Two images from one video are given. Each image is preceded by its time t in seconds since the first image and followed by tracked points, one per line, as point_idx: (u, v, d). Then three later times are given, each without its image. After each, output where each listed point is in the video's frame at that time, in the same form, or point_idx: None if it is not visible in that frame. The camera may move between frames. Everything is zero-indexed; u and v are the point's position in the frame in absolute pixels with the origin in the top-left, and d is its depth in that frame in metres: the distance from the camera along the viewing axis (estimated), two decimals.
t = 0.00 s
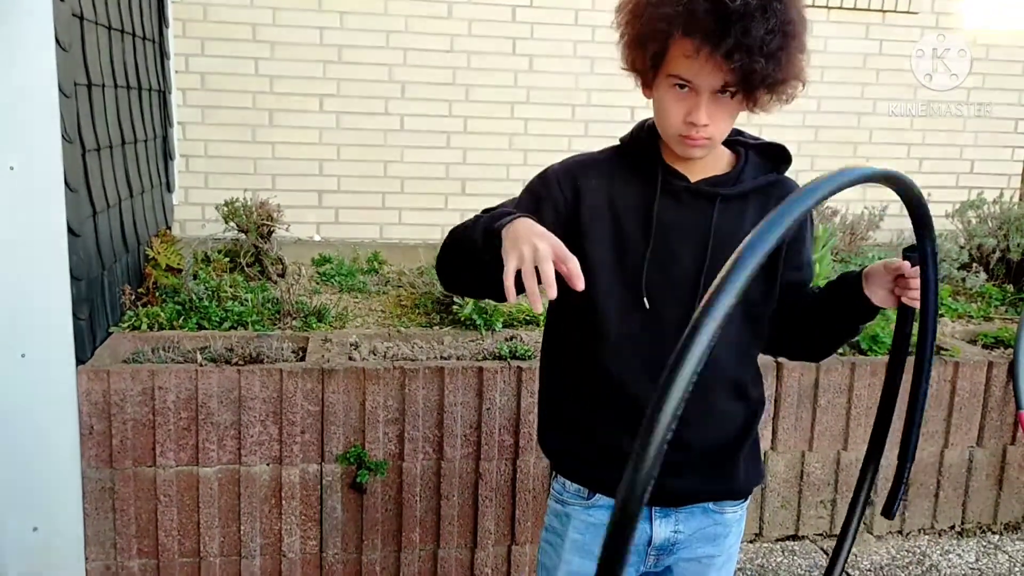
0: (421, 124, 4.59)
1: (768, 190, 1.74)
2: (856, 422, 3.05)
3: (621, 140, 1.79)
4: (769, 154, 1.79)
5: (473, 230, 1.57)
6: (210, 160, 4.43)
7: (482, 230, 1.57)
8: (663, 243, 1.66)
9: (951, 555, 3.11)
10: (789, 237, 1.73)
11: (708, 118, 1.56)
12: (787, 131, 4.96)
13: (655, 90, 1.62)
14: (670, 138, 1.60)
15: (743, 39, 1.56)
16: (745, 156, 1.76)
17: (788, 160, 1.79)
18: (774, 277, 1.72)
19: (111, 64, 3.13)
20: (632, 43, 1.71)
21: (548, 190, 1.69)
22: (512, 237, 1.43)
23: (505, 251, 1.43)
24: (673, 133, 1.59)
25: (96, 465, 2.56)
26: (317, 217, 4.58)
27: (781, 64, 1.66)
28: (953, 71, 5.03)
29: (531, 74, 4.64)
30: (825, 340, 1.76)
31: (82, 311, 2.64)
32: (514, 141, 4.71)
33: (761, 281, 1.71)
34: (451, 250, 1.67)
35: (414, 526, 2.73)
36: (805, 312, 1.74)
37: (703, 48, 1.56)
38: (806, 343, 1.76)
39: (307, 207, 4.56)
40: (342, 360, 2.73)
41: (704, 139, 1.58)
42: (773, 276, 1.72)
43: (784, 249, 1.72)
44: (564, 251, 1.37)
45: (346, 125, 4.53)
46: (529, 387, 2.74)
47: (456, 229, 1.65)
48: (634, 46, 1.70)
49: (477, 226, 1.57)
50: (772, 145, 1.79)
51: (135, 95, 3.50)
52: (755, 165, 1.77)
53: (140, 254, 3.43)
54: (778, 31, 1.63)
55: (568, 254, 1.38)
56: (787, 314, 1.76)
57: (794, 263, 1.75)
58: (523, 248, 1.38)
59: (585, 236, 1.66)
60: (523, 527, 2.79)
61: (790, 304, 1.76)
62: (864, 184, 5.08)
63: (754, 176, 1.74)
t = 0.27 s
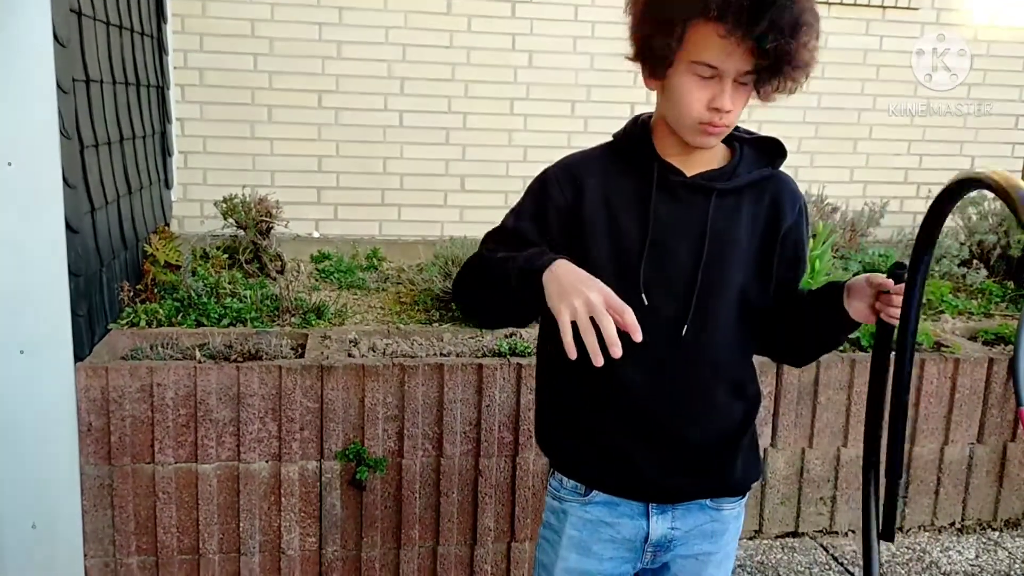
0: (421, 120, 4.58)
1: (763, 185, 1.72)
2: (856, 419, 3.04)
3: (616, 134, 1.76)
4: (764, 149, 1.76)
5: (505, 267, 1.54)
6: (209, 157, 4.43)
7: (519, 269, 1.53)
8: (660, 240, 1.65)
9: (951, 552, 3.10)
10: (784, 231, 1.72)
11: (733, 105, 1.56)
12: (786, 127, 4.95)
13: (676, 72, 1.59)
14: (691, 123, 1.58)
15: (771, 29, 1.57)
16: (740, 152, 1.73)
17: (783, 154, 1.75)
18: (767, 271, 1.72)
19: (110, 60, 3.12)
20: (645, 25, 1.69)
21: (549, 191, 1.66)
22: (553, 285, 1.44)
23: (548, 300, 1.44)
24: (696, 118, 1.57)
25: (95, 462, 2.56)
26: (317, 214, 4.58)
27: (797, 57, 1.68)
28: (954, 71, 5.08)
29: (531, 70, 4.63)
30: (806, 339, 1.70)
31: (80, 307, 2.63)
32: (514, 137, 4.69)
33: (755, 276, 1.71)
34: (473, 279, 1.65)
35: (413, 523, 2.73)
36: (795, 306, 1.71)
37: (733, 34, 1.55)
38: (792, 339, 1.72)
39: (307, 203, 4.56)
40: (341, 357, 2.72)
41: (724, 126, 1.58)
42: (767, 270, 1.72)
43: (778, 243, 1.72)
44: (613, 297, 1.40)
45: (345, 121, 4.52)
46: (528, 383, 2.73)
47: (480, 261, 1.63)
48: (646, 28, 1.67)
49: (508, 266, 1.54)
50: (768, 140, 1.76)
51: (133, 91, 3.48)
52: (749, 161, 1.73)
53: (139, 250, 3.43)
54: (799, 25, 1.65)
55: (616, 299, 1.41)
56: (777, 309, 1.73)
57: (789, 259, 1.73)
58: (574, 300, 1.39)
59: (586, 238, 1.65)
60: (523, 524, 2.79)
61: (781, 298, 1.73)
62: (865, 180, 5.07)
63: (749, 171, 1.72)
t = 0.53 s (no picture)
0: (420, 119, 4.58)
1: (758, 181, 1.71)
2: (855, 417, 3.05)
3: (611, 132, 1.75)
4: (758, 146, 1.73)
5: (540, 298, 1.54)
6: (209, 156, 4.43)
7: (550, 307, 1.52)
8: (659, 238, 1.64)
9: (950, 550, 3.11)
10: (779, 225, 1.72)
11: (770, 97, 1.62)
12: (785, 125, 4.96)
13: (715, 60, 1.57)
14: (734, 112, 1.59)
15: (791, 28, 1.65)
16: (735, 150, 1.70)
17: (777, 150, 1.72)
18: (764, 266, 1.72)
19: (109, 59, 3.12)
20: (659, 15, 1.65)
21: (548, 192, 1.65)
22: (587, 328, 1.42)
23: (581, 342, 1.43)
24: (741, 107, 1.59)
25: (95, 460, 2.56)
26: (316, 212, 4.58)
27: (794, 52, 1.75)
28: (953, 71, 5.07)
29: (530, 68, 4.63)
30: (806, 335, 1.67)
31: (80, 306, 2.64)
32: (513, 136, 4.70)
33: (752, 271, 1.72)
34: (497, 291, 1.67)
35: (413, 522, 2.73)
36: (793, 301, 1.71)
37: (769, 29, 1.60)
38: (792, 337, 1.70)
39: (306, 202, 4.56)
40: (340, 356, 2.72)
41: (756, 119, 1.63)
42: (764, 265, 1.72)
43: (774, 237, 1.72)
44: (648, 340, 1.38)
45: (345, 120, 4.52)
46: (527, 381, 2.74)
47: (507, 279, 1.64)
48: (664, 18, 1.64)
49: (543, 294, 1.55)
50: (762, 136, 1.73)
51: (132, 90, 3.49)
52: (745, 160, 1.71)
53: (139, 249, 3.43)
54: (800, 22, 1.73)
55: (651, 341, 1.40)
56: (777, 306, 1.73)
57: (788, 254, 1.74)
58: (609, 345, 1.39)
59: (586, 238, 1.64)
60: (523, 522, 2.80)
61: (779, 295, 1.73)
62: (864, 179, 5.07)
63: (745, 167, 1.70)
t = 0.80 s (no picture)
0: (421, 118, 4.59)
1: (766, 184, 1.71)
2: (856, 417, 3.05)
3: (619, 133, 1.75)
4: (766, 149, 1.74)
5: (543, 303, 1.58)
6: (210, 156, 4.43)
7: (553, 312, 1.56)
8: (665, 239, 1.64)
9: (951, 549, 3.11)
10: (787, 229, 1.71)
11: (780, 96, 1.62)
12: (787, 125, 4.96)
13: (725, 61, 1.57)
14: (746, 112, 1.59)
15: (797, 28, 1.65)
16: (743, 151, 1.71)
17: (785, 155, 1.73)
18: (770, 271, 1.71)
19: (110, 59, 3.12)
20: (665, 17, 1.65)
21: (553, 193, 1.66)
22: (585, 341, 1.45)
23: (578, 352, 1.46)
24: (752, 107, 1.59)
25: (97, 460, 2.57)
26: (318, 212, 4.58)
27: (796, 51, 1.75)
28: (953, 71, 5.07)
29: (531, 68, 4.64)
30: (807, 339, 1.69)
31: (82, 305, 2.64)
32: (514, 136, 4.70)
33: (759, 276, 1.71)
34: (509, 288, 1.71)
35: (415, 521, 2.74)
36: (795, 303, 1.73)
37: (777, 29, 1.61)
38: (793, 338, 1.72)
39: (307, 202, 4.56)
40: (342, 356, 2.72)
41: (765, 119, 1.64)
42: (770, 270, 1.71)
43: (782, 242, 1.71)
44: (643, 359, 1.42)
45: (346, 120, 4.52)
46: (529, 381, 2.74)
47: (515, 285, 1.67)
48: (671, 20, 1.64)
49: (548, 299, 1.59)
50: (771, 139, 1.74)
51: (134, 90, 3.49)
52: (753, 163, 1.71)
53: (141, 249, 3.43)
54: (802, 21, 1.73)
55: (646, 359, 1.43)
56: (778, 307, 1.75)
57: (794, 260, 1.73)
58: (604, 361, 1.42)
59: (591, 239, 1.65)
60: (524, 522, 2.80)
61: (783, 299, 1.74)
62: (865, 178, 5.07)
63: (753, 170, 1.70)
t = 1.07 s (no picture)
0: (422, 118, 4.59)
1: (770, 187, 1.71)
2: (856, 416, 3.05)
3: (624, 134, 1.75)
4: (771, 152, 1.75)
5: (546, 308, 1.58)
6: (210, 155, 4.43)
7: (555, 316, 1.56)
8: (668, 240, 1.64)
9: (951, 549, 3.11)
10: (791, 232, 1.71)
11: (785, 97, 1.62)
12: (787, 124, 4.96)
13: (728, 62, 1.57)
14: (750, 113, 1.59)
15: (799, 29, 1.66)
16: (748, 153, 1.71)
17: (790, 157, 1.72)
18: (773, 273, 1.71)
19: (111, 59, 3.12)
20: (670, 18, 1.65)
21: (558, 194, 1.66)
22: (583, 347, 1.46)
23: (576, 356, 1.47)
24: (757, 109, 1.59)
25: (97, 459, 2.57)
26: (318, 212, 4.58)
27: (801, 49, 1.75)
28: (953, 71, 5.09)
29: (531, 68, 4.64)
30: (807, 342, 1.69)
31: (83, 305, 2.64)
32: (514, 136, 4.70)
33: (762, 280, 1.71)
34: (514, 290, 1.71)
35: (414, 521, 2.74)
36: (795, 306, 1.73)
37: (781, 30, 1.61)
38: (793, 340, 1.72)
39: (307, 202, 4.56)
40: (342, 355, 2.73)
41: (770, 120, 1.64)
42: (773, 274, 1.71)
43: (785, 247, 1.71)
44: (640, 368, 1.42)
45: (346, 120, 4.52)
46: (530, 380, 2.74)
47: (522, 288, 1.67)
48: (675, 22, 1.64)
49: (551, 302, 1.59)
50: (776, 143, 1.74)
51: (134, 90, 3.49)
52: (758, 165, 1.71)
53: (141, 249, 3.44)
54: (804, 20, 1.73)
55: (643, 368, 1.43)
56: (780, 310, 1.75)
57: (796, 265, 1.73)
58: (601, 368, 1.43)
59: (594, 240, 1.64)
60: (524, 522, 2.80)
61: (784, 302, 1.74)
62: (866, 178, 5.07)
63: (757, 173, 1.70)
